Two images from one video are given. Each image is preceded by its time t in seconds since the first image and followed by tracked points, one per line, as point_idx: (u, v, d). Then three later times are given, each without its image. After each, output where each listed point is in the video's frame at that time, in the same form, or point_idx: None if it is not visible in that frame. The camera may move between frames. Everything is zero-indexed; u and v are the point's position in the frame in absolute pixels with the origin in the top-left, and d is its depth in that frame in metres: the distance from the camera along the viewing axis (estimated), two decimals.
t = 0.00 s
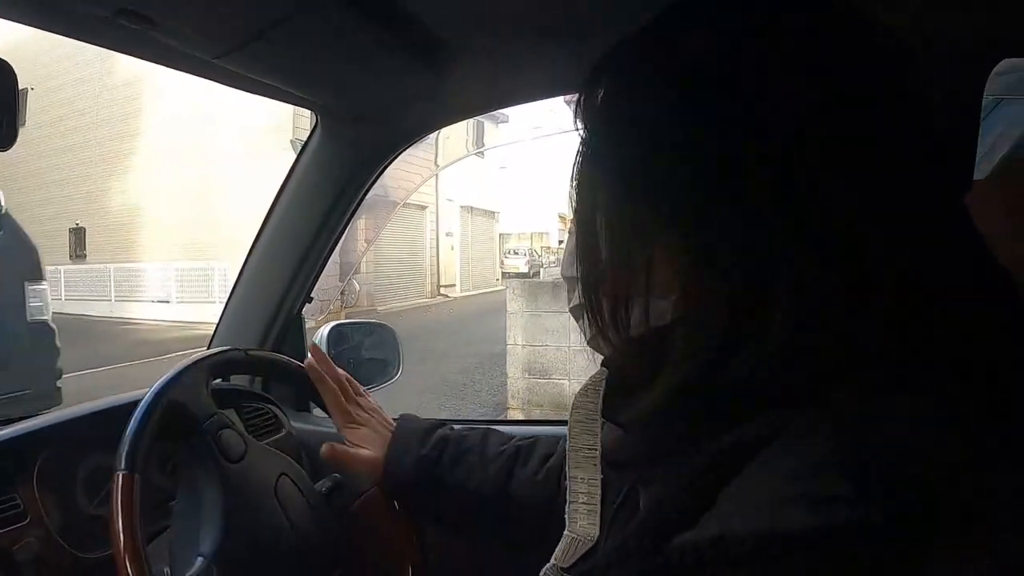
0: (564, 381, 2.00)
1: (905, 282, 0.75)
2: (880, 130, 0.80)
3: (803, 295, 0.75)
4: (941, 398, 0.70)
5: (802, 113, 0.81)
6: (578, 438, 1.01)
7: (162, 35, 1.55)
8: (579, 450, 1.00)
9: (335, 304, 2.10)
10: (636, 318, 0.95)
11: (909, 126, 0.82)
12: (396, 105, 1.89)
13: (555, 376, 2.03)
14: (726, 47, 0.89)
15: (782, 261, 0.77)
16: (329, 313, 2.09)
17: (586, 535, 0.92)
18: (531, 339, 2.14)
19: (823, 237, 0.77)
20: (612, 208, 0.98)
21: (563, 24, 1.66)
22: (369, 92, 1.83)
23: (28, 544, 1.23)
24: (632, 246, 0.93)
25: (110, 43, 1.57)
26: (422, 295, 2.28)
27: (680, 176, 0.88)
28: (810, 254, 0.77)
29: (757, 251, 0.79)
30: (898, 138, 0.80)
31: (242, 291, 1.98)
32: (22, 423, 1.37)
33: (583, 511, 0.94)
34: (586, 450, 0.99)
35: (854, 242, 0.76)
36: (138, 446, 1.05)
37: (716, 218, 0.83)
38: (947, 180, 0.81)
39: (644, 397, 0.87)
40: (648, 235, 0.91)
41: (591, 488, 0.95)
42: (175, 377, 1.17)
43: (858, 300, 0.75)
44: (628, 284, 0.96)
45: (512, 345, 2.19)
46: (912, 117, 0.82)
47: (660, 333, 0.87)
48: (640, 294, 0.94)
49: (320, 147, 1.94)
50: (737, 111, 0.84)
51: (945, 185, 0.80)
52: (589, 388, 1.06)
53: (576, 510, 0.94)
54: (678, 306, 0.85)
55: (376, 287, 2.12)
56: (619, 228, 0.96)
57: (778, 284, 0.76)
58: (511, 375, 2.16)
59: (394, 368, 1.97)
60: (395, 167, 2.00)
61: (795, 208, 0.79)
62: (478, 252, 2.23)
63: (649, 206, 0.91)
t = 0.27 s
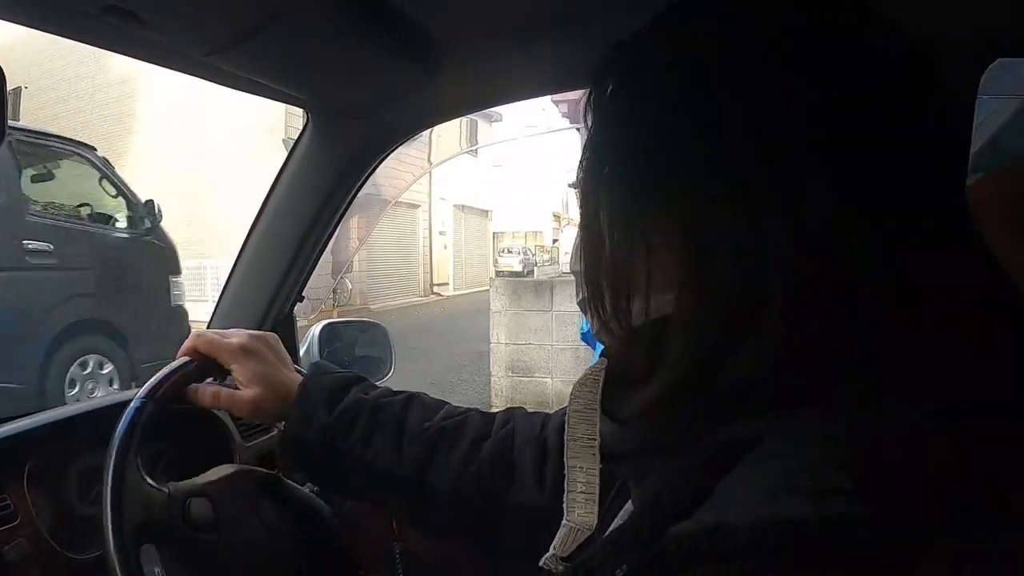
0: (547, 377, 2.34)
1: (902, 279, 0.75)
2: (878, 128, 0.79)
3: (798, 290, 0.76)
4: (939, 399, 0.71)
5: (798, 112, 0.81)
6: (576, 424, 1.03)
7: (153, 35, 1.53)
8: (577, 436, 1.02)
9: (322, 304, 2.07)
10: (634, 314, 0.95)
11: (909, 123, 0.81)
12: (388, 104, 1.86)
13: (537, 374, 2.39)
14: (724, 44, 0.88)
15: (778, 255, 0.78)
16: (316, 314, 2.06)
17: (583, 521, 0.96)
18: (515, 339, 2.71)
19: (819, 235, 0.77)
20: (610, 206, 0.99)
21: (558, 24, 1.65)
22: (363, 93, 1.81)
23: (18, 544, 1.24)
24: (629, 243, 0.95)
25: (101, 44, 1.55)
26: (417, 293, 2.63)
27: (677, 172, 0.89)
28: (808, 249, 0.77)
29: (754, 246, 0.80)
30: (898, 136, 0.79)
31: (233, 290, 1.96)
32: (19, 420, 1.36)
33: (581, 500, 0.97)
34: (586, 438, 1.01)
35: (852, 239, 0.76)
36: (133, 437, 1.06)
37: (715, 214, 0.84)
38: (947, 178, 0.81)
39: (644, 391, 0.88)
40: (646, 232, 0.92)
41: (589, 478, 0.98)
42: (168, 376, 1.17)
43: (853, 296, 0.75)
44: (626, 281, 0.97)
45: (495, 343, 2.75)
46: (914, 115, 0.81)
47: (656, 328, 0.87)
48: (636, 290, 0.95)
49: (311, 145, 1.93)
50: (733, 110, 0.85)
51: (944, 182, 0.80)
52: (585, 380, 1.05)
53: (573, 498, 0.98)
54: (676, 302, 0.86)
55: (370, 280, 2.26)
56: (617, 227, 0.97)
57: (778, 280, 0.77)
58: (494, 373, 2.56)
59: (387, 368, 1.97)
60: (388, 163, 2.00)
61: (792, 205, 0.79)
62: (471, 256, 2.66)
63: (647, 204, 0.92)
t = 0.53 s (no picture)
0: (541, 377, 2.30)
1: (900, 277, 0.76)
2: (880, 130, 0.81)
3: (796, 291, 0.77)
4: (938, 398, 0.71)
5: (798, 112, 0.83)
6: (583, 417, 0.98)
7: (163, 26, 1.54)
8: (582, 430, 0.99)
9: (330, 301, 2.07)
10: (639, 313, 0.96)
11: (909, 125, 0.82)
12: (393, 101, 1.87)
13: (531, 373, 2.34)
14: (728, 45, 0.89)
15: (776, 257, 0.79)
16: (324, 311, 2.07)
17: (586, 516, 0.97)
18: (509, 339, 2.53)
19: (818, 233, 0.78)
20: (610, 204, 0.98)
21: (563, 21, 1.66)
22: (369, 89, 1.82)
23: (23, 536, 1.26)
24: (627, 244, 0.95)
25: (111, 35, 1.57)
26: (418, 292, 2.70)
27: (677, 174, 0.88)
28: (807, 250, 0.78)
29: (751, 250, 0.80)
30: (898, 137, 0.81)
31: (239, 288, 1.97)
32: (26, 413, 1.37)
33: (585, 494, 0.97)
34: (591, 433, 0.98)
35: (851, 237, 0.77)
36: (135, 438, 1.10)
37: (713, 216, 0.84)
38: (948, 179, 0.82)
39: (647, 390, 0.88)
40: (644, 232, 0.92)
41: (593, 473, 0.97)
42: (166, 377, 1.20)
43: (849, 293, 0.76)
44: (628, 281, 0.97)
45: (489, 343, 2.58)
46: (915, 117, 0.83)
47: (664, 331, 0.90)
48: (639, 291, 0.96)
49: (316, 142, 1.93)
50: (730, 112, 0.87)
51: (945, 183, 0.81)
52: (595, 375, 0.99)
53: (577, 492, 0.97)
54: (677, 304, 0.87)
55: (372, 279, 2.22)
56: (616, 227, 0.97)
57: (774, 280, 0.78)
58: (488, 372, 2.41)
59: (390, 363, 2.00)
60: (394, 162, 1.98)
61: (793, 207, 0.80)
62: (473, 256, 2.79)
63: (644, 205, 0.92)
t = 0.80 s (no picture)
0: (530, 377, 2.38)
1: (906, 277, 0.76)
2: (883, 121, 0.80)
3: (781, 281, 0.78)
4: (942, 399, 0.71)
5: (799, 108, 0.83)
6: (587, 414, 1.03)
7: (169, 19, 1.53)
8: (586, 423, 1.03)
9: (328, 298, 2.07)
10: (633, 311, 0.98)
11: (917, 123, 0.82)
12: (397, 97, 1.87)
13: (521, 373, 2.40)
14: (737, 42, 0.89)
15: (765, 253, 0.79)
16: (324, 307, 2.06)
17: (589, 511, 1.01)
18: (498, 336, 2.58)
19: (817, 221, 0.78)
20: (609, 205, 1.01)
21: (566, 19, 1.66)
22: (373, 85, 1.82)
23: (21, 529, 1.24)
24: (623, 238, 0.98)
25: (116, 27, 1.56)
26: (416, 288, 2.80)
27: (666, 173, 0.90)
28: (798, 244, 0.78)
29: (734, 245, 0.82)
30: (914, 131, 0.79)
31: (239, 285, 1.96)
32: (25, 405, 1.37)
33: (587, 491, 1.01)
34: (595, 431, 1.02)
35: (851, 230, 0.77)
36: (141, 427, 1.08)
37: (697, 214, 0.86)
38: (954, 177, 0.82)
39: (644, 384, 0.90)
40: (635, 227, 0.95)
41: (596, 470, 1.02)
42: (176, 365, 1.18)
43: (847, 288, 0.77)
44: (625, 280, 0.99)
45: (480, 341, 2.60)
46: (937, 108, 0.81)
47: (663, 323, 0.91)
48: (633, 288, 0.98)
49: (320, 140, 1.93)
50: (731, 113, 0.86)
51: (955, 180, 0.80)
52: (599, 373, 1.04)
53: (580, 488, 1.02)
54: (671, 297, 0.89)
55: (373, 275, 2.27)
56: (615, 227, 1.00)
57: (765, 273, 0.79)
58: (477, 370, 2.43)
59: (393, 360, 2.00)
60: (397, 161, 1.99)
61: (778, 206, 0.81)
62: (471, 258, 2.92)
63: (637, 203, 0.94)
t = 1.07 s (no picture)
0: (518, 384, 2.38)
1: (903, 277, 0.76)
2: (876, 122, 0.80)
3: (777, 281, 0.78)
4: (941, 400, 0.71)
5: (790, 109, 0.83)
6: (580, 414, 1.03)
7: (160, 24, 1.52)
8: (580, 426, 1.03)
9: (322, 302, 2.06)
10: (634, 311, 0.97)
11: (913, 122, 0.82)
12: (392, 100, 1.87)
13: (509, 380, 2.40)
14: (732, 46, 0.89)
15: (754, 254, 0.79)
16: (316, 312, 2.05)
17: (581, 509, 1.02)
18: (486, 344, 2.58)
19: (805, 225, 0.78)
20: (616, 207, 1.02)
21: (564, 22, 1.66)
22: (369, 88, 1.82)
23: (13, 537, 1.23)
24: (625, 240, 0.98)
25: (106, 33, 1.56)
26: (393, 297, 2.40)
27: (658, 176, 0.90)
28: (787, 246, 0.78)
29: (724, 245, 0.82)
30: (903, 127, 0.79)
31: (232, 291, 1.95)
32: (17, 412, 1.36)
33: (581, 489, 1.02)
34: (585, 428, 1.02)
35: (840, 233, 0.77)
36: (131, 442, 1.05)
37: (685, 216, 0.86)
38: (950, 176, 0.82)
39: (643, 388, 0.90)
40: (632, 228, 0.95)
41: (590, 468, 1.03)
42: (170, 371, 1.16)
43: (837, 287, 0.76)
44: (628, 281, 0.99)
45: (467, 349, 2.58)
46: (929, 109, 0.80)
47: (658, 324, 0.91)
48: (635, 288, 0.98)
49: (311, 145, 1.91)
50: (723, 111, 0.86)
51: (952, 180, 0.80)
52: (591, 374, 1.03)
53: (573, 487, 1.03)
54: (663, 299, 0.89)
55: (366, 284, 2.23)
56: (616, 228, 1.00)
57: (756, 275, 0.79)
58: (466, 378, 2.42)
59: (385, 366, 2.00)
60: (386, 168, 1.97)
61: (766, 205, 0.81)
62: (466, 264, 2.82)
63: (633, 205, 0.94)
